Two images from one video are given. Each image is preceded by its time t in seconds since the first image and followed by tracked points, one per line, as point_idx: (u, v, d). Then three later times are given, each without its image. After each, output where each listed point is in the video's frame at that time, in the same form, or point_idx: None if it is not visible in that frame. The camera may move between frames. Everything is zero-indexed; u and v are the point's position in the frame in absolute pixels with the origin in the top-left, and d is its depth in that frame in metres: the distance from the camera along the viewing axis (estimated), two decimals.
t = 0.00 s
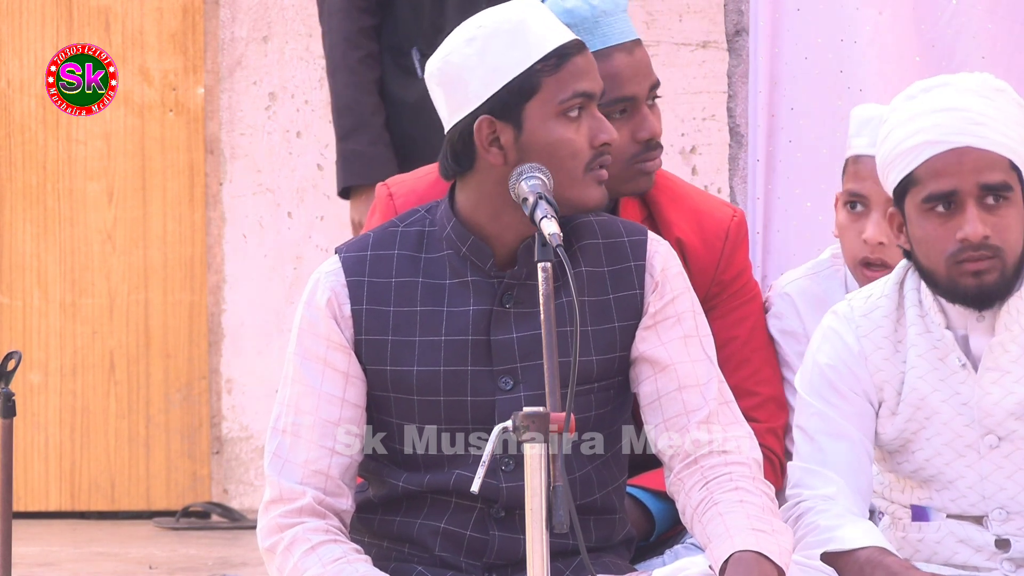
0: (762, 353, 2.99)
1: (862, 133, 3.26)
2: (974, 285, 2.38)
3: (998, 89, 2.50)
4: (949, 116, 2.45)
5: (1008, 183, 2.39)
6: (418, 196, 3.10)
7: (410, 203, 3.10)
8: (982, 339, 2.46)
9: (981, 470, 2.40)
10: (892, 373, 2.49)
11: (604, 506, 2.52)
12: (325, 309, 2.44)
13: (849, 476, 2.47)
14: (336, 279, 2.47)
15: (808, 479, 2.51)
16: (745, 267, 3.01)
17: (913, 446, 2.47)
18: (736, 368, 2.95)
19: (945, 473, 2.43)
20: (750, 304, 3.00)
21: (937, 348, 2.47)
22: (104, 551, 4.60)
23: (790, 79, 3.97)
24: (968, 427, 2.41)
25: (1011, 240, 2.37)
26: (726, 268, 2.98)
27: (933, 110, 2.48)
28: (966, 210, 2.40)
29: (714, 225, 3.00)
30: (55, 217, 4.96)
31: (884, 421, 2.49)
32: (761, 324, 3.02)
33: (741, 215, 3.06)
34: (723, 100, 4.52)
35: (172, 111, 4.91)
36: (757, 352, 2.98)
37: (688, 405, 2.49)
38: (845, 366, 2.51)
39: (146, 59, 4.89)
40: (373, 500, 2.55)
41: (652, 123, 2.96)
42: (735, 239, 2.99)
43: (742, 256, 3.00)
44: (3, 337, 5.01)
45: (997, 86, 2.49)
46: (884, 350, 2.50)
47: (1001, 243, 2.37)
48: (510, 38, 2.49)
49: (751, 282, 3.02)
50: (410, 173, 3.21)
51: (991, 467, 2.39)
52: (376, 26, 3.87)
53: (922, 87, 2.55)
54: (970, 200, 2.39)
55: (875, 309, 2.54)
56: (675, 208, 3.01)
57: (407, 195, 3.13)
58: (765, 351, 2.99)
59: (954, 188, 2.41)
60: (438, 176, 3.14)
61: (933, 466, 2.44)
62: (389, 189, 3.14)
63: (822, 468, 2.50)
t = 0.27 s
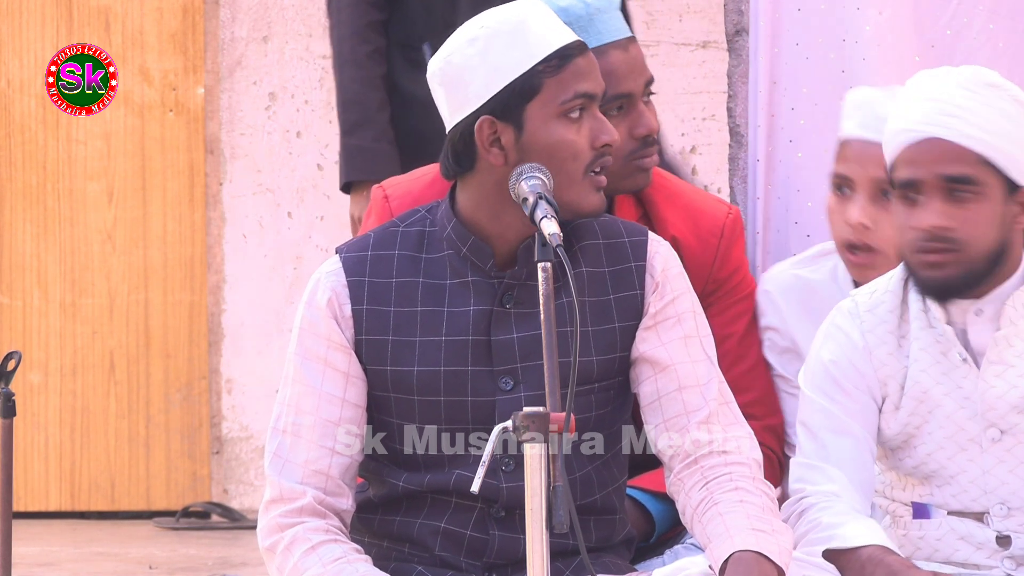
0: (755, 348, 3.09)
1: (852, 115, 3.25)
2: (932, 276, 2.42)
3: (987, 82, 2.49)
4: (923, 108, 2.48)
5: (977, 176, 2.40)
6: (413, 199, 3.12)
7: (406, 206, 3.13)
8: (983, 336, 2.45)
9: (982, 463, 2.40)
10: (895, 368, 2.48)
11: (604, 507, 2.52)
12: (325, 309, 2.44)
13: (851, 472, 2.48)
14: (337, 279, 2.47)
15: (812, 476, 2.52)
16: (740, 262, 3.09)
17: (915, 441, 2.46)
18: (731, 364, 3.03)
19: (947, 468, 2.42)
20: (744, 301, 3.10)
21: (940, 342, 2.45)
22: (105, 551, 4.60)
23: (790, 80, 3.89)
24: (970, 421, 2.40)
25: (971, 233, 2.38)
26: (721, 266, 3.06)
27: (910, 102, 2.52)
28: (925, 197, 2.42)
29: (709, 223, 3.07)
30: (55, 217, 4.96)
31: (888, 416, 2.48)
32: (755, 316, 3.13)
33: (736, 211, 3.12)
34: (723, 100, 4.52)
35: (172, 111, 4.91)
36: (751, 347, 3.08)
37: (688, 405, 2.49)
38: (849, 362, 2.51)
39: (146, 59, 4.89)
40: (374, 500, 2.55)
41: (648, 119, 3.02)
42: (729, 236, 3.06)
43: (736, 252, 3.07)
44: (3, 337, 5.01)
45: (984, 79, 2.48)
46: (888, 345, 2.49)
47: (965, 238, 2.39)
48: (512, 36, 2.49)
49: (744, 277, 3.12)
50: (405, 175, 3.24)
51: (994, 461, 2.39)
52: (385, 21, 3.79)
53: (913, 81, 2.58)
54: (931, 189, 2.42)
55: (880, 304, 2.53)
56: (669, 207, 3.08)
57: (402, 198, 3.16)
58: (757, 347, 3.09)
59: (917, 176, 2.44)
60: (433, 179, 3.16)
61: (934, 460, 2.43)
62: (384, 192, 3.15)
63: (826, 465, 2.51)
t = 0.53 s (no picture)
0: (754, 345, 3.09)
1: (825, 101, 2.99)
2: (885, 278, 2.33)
3: (941, 82, 2.30)
4: (863, 114, 2.37)
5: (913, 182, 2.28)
6: (407, 200, 3.16)
7: (400, 207, 3.17)
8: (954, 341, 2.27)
9: (962, 466, 2.26)
10: (870, 374, 2.36)
11: (605, 507, 2.52)
12: (325, 309, 2.44)
13: (840, 474, 2.38)
14: (337, 279, 2.47)
15: (802, 480, 2.45)
16: (736, 261, 3.10)
17: (896, 444, 2.33)
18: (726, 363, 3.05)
19: (926, 471, 2.30)
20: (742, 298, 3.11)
21: (914, 346, 2.31)
22: (104, 551, 4.60)
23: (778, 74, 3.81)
24: (945, 423, 2.27)
25: (909, 243, 2.29)
26: (719, 263, 3.10)
27: (857, 104, 2.41)
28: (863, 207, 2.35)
29: (704, 220, 3.11)
30: (55, 218, 4.96)
31: (866, 421, 2.36)
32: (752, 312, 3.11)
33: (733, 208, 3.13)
34: (722, 100, 4.53)
35: (172, 111, 4.91)
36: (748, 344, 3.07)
37: (689, 405, 2.49)
38: (823, 368, 2.41)
39: (146, 59, 4.89)
40: (374, 500, 2.55)
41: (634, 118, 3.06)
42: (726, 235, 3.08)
43: (732, 250, 3.09)
44: (3, 337, 5.01)
45: (930, 81, 2.31)
46: (862, 351, 2.37)
47: (896, 242, 2.31)
48: (513, 36, 2.50)
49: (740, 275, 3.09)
50: (401, 177, 3.28)
51: (972, 462, 2.25)
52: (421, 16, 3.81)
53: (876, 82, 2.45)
54: (867, 200, 2.34)
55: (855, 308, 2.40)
56: (666, 205, 3.13)
57: (397, 199, 3.19)
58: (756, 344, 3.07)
59: (851, 183, 2.37)
60: (428, 180, 3.19)
61: (915, 464, 2.30)
62: (380, 194, 3.20)
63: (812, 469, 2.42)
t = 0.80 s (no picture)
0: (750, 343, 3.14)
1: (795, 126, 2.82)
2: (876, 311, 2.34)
3: (887, 106, 2.37)
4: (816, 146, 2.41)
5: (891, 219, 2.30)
6: (405, 201, 3.17)
7: (397, 208, 3.17)
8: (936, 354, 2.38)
9: (947, 477, 2.35)
10: (849, 383, 2.44)
11: (605, 508, 2.52)
12: (325, 310, 2.44)
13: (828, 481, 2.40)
14: (337, 280, 2.47)
15: (793, 489, 2.45)
16: (733, 260, 3.14)
17: (879, 455, 2.42)
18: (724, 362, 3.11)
19: (910, 482, 2.38)
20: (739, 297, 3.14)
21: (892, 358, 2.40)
22: (105, 551, 4.60)
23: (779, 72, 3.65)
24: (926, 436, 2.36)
25: (887, 277, 2.30)
26: (717, 264, 3.10)
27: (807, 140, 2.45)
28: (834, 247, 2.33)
29: (703, 221, 3.10)
30: (55, 218, 4.96)
31: (848, 430, 2.43)
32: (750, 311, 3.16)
33: (731, 208, 3.15)
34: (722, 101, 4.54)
35: (172, 111, 4.91)
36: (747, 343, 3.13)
37: (688, 405, 2.49)
38: (802, 380, 2.47)
39: (146, 59, 4.89)
40: (374, 501, 2.55)
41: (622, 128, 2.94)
42: (724, 235, 3.10)
43: (731, 251, 3.12)
44: (3, 337, 5.01)
45: (878, 109, 2.36)
46: (840, 361, 2.45)
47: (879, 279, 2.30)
48: (514, 40, 2.50)
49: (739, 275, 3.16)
50: (398, 178, 3.29)
51: (956, 473, 2.34)
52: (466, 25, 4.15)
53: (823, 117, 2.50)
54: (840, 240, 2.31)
55: (828, 322, 2.49)
56: (663, 204, 3.12)
57: (395, 200, 3.19)
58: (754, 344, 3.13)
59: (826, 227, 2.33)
60: (425, 182, 3.20)
61: (899, 474, 2.39)
62: (377, 195, 3.20)
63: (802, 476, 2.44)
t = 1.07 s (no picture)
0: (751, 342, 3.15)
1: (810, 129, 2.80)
2: (903, 341, 2.37)
3: (872, 122, 2.45)
4: (810, 169, 2.47)
5: (926, 238, 2.35)
6: (402, 202, 3.16)
7: (395, 209, 3.16)
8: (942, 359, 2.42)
9: (944, 485, 2.39)
10: (847, 389, 2.49)
11: (605, 508, 2.52)
12: (325, 310, 2.44)
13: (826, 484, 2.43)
14: (337, 280, 2.47)
15: (794, 493, 2.48)
16: (732, 260, 3.14)
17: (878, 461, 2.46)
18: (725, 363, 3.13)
19: (909, 488, 2.43)
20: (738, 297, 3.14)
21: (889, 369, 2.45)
22: (104, 551, 4.60)
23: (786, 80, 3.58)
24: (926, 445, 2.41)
25: (919, 303, 2.34)
26: (715, 264, 3.10)
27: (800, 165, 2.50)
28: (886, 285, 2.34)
29: (701, 221, 3.10)
30: (55, 218, 4.96)
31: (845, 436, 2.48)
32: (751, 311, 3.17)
33: (729, 208, 3.15)
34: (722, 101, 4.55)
35: (172, 111, 4.91)
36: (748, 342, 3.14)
37: (689, 406, 2.49)
38: (800, 384, 2.51)
39: (146, 59, 4.89)
40: (374, 501, 2.55)
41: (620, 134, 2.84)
42: (723, 235, 3.10)
43: (728, 251, 3.11)
44: (3, 337, 5.02)
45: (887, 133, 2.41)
46: (837, 366, 2.50)
47: (926, 297, 2.34)
48: (497, 39, 2.50)
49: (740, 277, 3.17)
50: (394, 180, 3.29)
51: (954, 481, 2.38)
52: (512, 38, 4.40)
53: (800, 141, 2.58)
54: (884, 271, 2.35)
55: (826, 328, 2.54)
56: (661, 204, 3.11)
57: (392, 202, 3.19)
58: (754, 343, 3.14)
59: (869, 263, 2.36)
60: (422, 183, 3.20)
61: (898, 481, 2.44)
62: (374, 197, 3.20)
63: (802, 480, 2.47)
